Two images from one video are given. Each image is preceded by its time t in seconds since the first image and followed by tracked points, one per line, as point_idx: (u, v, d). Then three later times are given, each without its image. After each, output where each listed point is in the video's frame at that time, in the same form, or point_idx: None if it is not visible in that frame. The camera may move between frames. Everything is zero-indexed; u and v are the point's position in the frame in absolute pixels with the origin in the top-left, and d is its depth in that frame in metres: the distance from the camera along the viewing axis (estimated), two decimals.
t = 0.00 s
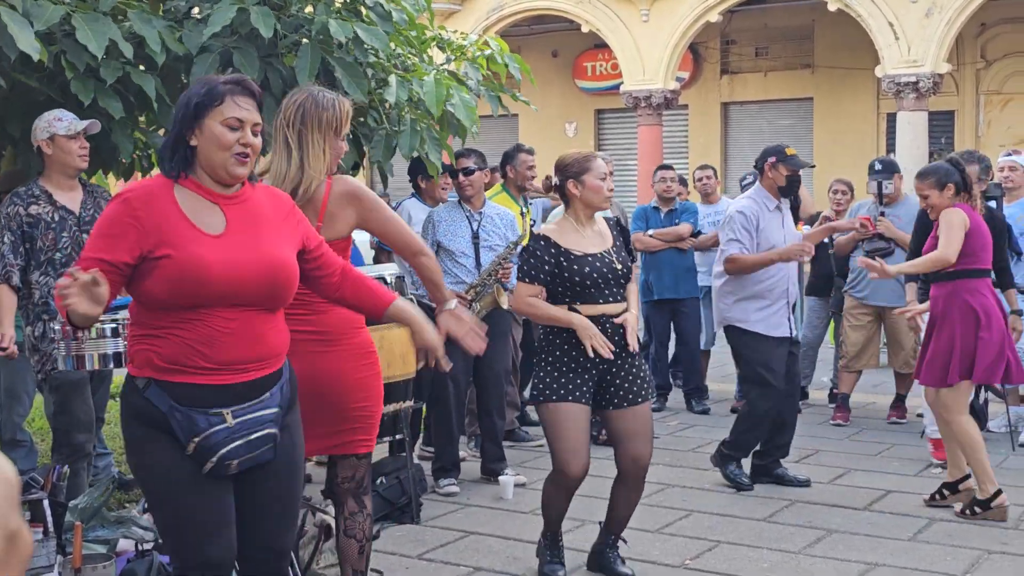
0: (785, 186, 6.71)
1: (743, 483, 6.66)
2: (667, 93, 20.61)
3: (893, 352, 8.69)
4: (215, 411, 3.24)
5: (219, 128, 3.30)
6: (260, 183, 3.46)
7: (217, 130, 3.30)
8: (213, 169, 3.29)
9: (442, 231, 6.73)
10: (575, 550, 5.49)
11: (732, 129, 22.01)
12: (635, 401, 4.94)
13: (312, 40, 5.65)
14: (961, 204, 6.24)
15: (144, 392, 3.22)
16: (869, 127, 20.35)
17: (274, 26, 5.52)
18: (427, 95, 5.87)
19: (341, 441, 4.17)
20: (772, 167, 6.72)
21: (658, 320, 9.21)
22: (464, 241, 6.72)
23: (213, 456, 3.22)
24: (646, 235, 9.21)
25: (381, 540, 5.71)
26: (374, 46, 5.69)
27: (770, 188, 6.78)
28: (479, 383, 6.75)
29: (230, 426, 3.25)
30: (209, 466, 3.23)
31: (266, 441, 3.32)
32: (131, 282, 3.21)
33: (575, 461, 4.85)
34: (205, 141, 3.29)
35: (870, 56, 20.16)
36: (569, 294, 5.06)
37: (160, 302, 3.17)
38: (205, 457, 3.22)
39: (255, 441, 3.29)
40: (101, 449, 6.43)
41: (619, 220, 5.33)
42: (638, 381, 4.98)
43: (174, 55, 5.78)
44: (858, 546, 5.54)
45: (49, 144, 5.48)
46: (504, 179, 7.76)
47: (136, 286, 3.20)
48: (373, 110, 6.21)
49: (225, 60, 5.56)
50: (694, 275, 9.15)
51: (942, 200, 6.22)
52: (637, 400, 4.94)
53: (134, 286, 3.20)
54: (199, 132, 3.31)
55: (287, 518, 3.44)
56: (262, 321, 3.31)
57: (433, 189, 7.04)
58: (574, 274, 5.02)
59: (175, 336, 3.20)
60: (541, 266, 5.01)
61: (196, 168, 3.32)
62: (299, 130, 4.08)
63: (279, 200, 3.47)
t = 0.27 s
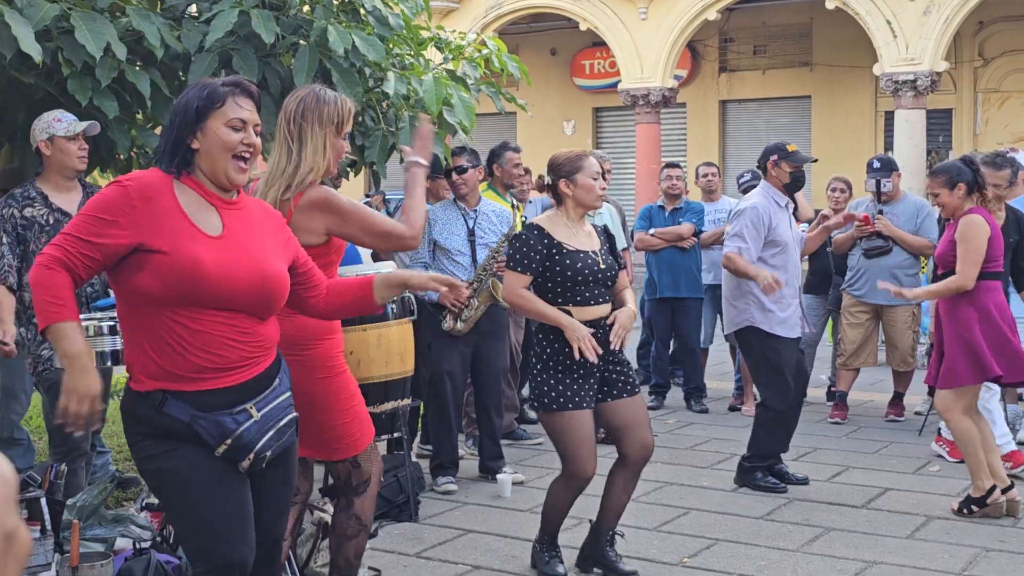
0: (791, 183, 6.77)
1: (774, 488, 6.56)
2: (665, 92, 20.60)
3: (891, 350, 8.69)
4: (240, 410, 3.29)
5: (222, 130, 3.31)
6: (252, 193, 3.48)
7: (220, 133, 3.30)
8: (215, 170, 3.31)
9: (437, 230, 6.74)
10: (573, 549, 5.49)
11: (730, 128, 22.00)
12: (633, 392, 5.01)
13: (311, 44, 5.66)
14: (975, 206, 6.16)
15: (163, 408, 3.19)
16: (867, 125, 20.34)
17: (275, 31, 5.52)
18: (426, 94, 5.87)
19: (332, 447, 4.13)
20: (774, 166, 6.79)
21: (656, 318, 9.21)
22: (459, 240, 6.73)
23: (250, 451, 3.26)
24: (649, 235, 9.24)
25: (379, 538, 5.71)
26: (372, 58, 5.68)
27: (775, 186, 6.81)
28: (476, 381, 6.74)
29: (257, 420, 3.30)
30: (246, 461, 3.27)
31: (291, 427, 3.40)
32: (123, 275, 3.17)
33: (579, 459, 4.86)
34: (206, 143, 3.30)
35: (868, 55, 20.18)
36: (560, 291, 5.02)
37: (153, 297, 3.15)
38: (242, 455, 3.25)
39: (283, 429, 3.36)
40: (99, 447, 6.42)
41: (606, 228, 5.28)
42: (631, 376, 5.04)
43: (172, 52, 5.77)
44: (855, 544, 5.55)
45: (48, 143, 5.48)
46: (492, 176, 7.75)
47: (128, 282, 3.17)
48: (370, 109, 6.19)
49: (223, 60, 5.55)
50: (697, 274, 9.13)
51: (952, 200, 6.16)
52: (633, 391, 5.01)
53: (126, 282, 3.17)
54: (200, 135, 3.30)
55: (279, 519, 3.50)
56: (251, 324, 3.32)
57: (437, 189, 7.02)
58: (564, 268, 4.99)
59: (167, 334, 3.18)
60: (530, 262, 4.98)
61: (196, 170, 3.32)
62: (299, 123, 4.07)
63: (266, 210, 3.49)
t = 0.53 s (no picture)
0: (785, 181, 6.69)
1: (773, 486, 6.57)
2: (663, 91, 20.61)
3: (890, 349, 8.69)
4: (234, 401, 3.26)
5: (223, 128, 3.30)
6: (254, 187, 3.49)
7: (224, 130, 3.30)
8: (221, 169, 3.30)
9: (435, 229, 6.71)
10: (571, 547, 5.49)
11: (728, 127, 22.01)
12: (616, 393, 4.94)
13: (310, 39, 5.65)
14: (974, 200, 6.15)
15: (162, 376, 3.17)
16: (865, 125, 20.35)
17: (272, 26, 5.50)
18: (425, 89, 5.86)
19: (345, 440, 4.13)
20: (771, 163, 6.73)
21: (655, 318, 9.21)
22: (457, 239, 6.74)
23: (232, 446, 3.21)
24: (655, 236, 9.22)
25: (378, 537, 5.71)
26: (371, 51, 5.66)
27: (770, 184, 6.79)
28: (475, 380, 6.74)
29: (249, 417, 3.26)
30: (226, 458, 3.21)
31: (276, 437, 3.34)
32: (146, 292, 3.18)
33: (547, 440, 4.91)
34: (211, 141, 3.29)
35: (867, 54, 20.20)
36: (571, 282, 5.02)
37: (179, 309, 3.16)
38: (227, 449, 3.20)
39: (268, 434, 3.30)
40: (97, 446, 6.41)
41: (618, 213, 5.33)
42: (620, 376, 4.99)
43: (172, 51, 5.77)
44: (854, 543, 5.55)
45: (46, 143, 5.47)
46: (484, 175, 7.73)
47: (150, 297, 3.17)
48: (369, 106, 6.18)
49: (223, 58, 5.55)
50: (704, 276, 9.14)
51: (951, 194, 6.17)
52: (620, 391, 4.96)
53: (148, 296, 3.17)
54: (204, 135, 3.30)
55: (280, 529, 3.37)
56: (268, 321, 3.35)
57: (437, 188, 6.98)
58: (575, 262, 5.00)
59: (190, 341, 3.19)
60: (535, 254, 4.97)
61: (201, 171, 3.31)
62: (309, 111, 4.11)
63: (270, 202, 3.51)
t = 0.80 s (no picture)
0: (785, 178, 6.78)
1: (764, 483, 6.61)
2: (662, 90, 20.63)
3: (888, 349, 8.70)
4: (247, 403, 3.27)
5: (237, 113, 3.32)
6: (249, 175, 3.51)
7: (237, 116, 3.32)
8: (233, 154, 3.34)
9: (434, 228, 6.72)
10: (570, 547, 5.50)
11: (726, 127, 22.02)
12: (630, 388, 4.97)
13: (312, 34, 5.65)
14: (964, 198, 6.15)
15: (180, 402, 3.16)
16: (863, 124, 20.36)
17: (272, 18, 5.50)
18: (426, 86, 5.85)
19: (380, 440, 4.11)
20: (771, 161, 6.79)
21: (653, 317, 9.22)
22: (456, 238, 6.73)
23: (253, 444, 3.25)
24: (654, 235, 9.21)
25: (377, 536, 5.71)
26: (374, 41, 5.67)
27: (769, 181, 6.85)
28: (473, 380, 6.74)
29: (263, 414, 3.29)
30: (248, 455, 3.26)
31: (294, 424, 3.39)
32: (158, 267, 3.15)
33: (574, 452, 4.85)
34: (222, 127, 3.31)
35: (865, 54, 20.21)
36: (556, 285, 5.03)
37: (193, 285, 3.15)
38: (249, 449, 3.25)
39: (286, 425, 3.35)
40: (96, 444, 6.41)
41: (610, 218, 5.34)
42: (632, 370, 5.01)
43: (171, 49, 5.77)
44: (852, 542, 5.56)
45: (50, 142, 5.46)
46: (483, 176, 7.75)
47: (162, 273, 3.15)
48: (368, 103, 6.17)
49: (223, 54, 5.54)
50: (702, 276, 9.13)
51: (943, 188, 6.15)
52: (633, 385, 4.98)
53: (160, 273, 3.15)
54: (219, 120, 3.30)
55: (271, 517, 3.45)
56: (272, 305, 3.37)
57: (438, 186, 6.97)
58: (561, 266, 5.01)
59: (201, 321, 3.19)
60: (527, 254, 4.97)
61: (211, 157, 3.31)
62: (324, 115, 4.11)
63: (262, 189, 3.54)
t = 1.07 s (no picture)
0: (772, 178, 6.79)
1: (753, 479, 6.67)
2: (661, 90, 20.64)
3: (886, 349, 8.71)
4: (255, 398, 3.28)
5: (241, 113, 3.33)
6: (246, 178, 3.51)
7: (243, 115, 3.33)
8: (237, 153, 3.36)
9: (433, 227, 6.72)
10: (569, 546, 5.50)
11: (725, 126, 22.02)
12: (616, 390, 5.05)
13: (311, 32, 5.65)
14: (949, 205, 6.25)
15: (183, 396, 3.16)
16: (862, 124, 20.36)
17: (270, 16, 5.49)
18: (428, 81, 5.85)
19: (359, 432, 4.09)
20: (759, 160, 6.81)
21: (652, 316, 9.22)
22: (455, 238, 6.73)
23: (264, 440, 3.27)
24: (651, 233, 9.20)
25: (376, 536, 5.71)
26: (372, 41, 5.65)
27: (755, 179, 6.85)
28: (473, 380, 6.74)
29: (270, 410, 3.29)
30: (258, 452, 3.29)
31: (297, 419, 3.41)
32: (158, 268, 3.14)
33: (569, 449, 4.89)
34: (229, 126, 3.32)
35: (864, 54, 20.22)
36: (561, 287, 5.00)
37: (192, 287, 3.15)
38: (257, 445, 3.26)
39: (292, 419, 3.37)
40: (95, 443, 6.41)
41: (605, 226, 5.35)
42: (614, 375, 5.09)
43: (170, 48, 5.76)
44: (851, 542, 5.56)
45: (54, 141, 5.45)
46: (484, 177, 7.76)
47: (162, 274, 3.15)
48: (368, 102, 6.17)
49: (222, 52, 5.53)
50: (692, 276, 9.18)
51: (928, 190, 6.32)
52: (617, 388, 5.05)
53: (161, 273, 3.15)
54: (224, 118, 3.31)
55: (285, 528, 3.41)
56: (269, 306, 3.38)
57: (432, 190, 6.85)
58: (569, 266, 4.98)
59: (201, 322, 3.18)
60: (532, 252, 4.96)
61: (214, 156, 3.31)
62: (339, 109, 4.06)
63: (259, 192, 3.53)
